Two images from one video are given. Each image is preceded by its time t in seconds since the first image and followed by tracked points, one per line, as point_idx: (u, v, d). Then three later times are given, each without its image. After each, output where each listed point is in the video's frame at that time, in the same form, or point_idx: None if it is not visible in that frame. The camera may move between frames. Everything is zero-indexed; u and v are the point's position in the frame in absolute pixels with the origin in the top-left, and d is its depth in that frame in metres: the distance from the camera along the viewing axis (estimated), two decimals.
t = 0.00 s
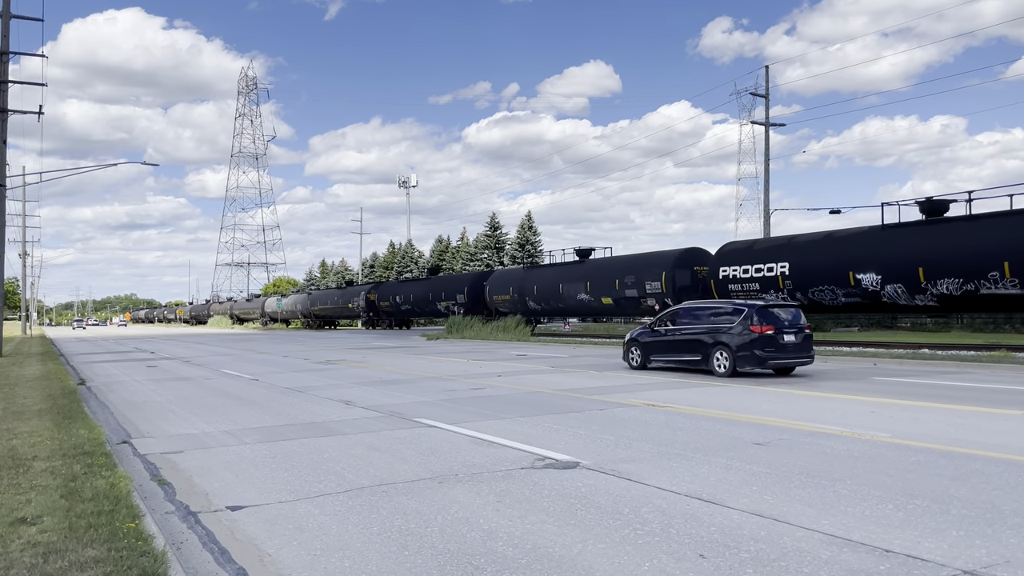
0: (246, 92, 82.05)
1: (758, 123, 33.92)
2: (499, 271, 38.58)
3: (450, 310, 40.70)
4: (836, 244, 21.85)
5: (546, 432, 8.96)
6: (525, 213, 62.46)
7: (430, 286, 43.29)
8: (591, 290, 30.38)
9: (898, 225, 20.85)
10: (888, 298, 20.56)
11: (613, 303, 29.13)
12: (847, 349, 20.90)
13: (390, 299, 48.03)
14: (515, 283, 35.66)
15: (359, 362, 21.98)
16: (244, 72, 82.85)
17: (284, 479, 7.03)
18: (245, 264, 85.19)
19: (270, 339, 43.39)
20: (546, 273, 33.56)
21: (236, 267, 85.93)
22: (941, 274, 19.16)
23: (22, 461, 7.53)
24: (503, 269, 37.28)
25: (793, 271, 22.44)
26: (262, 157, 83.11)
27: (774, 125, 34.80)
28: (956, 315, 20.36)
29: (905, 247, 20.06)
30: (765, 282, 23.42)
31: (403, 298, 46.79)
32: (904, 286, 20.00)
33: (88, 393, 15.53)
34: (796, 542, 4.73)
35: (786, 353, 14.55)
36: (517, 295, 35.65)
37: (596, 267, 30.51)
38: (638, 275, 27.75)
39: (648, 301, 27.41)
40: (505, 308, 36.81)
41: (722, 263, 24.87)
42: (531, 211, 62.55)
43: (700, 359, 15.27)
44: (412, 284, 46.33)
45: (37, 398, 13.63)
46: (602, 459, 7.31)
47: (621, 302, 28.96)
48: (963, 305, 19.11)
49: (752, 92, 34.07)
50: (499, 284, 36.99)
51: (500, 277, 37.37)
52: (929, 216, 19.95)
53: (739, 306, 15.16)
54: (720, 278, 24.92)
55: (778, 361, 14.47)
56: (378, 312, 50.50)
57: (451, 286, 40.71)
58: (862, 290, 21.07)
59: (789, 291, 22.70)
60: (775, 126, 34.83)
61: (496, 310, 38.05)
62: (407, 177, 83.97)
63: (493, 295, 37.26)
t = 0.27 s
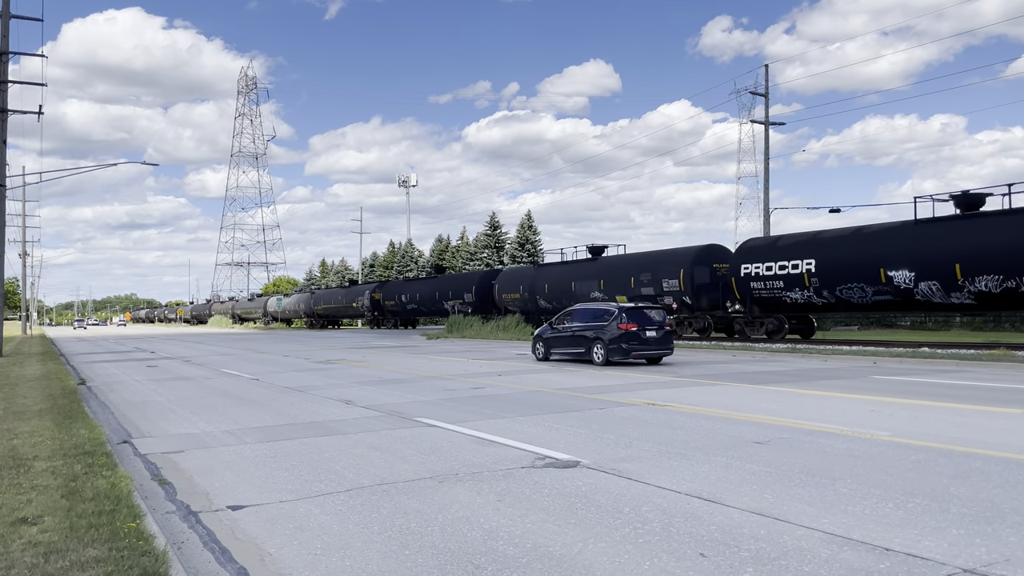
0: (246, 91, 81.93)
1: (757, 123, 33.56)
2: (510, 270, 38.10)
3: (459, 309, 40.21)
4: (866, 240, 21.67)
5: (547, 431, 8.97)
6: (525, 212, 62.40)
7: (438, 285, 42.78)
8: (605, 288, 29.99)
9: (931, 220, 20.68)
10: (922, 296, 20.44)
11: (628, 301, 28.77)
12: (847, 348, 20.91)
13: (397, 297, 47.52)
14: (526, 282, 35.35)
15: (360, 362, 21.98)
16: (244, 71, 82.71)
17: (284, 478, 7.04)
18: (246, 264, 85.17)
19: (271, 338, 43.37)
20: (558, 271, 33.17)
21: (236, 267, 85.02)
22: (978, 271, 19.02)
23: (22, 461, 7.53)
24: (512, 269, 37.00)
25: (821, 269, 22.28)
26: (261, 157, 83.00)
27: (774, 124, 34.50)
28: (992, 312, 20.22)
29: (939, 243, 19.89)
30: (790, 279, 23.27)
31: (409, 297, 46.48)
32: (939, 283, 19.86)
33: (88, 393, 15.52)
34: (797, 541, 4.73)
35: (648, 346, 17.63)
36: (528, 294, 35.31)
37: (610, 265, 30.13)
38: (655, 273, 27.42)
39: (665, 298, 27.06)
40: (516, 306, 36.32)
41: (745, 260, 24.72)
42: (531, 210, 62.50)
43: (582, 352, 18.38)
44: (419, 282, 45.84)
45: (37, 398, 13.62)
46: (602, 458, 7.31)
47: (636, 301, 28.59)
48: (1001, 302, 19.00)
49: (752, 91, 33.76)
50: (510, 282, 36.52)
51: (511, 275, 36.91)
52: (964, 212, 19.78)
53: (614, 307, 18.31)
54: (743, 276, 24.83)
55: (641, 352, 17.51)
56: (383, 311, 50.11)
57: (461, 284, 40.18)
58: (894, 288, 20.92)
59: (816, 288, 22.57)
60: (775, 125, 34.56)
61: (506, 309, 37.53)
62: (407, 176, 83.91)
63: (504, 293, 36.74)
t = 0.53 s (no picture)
0: (246, 91, 81.90)
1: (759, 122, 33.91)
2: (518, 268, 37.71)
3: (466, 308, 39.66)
4: (898, 235, 21.00)
5: (547, 430, 8.97)
6: (525, 211, 62.42)
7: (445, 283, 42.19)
8: (620, 286, 29.91)
9: (968, 214, 19.97)
10: (958, 293, 19.77)
11: (645, 299, 28.61)
12: (847, 347, 20.90)
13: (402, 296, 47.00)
14: (536, 280, 35.18)
15: (360, 360, 21.99)
16: (244, 71, 82.65)
17: (285, 477, 7.04)
18: (245, 263, 85.12)
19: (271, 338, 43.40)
20: (570, 269, 32.98)
21: (235, 267, 85.27)
22: (1019, 268, 18.35)
23: (22, 460, 7.53)
24: (520, 266, 36.87)
25: (850, 265, 21.67)
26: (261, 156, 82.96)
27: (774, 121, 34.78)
28: None
29: (977, 239, 19.20)
30: (816, 276, 22.68)
31: (416, 296, 46.19)
32: (977, 281, 19.18)
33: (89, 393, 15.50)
34: (797, 540, 4.73)
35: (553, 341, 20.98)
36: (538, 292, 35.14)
37: (627, 262, 29.96)
38: (673, 270, 27.28)
39: (684, 296, 26.94)
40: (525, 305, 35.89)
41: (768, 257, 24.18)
42: (531, 209, 62.51)
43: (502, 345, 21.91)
44: (425, 281, 45.29)
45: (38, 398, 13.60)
46: (602, 457, 7.32)
47: (654, 299, 28.44)
48: None
49: (752, 90, 34.42)
50: (518, 281, 36.13)
51: (519, 274, 36.55)
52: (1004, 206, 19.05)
53: (530, 309, 21.71)
54: (766, 274, 24.34)
55: (547, 346, 20.86)
56: (388, 310, 49.68)
57: (468, 283, 39.59)
58: (928, 285, 20.26)
59: (844, 286, 21.97)
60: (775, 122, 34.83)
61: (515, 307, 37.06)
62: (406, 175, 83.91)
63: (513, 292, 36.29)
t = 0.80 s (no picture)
0: (246, 91, 81.88)
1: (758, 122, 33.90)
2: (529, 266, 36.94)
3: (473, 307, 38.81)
4: (932, 231, 20.46)
5: (547, 429, 8.98)
6: (524, 210, 62.37)
7: (450, 283, 41.39)
8: (635, 284, 29.25)
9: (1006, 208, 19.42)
10: (998, 291, 19.26)
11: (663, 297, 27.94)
12: (847, 346, 20.89)
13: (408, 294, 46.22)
14: (545, 278, 34.51)
15: (360, 360, 21.98)
16: (243, 71, 82.59)
17: (285, 476, 7.05)
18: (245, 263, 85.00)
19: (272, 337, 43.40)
20: (583, 267, 32.31)
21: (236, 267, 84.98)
22: None
23: (22, 460, 7.53)
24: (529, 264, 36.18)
25: (881, 262, 21.19)
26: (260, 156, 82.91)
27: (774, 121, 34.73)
28: None
29: (1018, 234, 18.66)
30: (846, 274, 22.22)
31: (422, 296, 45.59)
32: (1017, 278, 18.66)
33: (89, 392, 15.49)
34: (796, 538, 4.74)
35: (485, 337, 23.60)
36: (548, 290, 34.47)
37: (643, 260, 29.29)
38: (692, 268, 26.62)
39: (704, 294, 26.28)
40: (536, 304, 35.08)
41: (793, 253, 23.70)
42: (530, 208, 62.46)
43: (442, 341, 24.67)
44: (431, 280, 44.54)
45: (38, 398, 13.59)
46: (602, 456, 7.32)
47: (672, 297, 27.77)
48: None
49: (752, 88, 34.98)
50: (528, 279, 35.37)
51: (529, 272, 35.80)
52: None
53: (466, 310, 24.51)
54: (791, 271, 23.85)
55: (479, 342, 23.64)
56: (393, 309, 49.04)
57: (475, 282, 38.72)
58: (966, 282, 19.76)
59: (875, 284, 21.50)
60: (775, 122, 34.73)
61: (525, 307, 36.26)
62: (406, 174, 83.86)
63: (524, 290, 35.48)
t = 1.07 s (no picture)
0: (246, 91, 81.88)
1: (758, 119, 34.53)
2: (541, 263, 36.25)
3: (481, 307, 38.03)
4: (969, 226, 19.77)
5: (546, 429, 8.98)
6: (524, 209, 62.36)
7: (457, 281, 40.62)
8: (651, 283, 28.51)
9: None
10: None
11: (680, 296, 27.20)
12: (846, 345, 20.88)
13: (412, 294, 45.44)
14: (556, 276, 33.77)
15: (360, 360, 21.97)
16: (243, 71, 82.60)
17: (285, 476, 7.06)
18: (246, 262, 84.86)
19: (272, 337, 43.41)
20: (596, 265, 31.62)
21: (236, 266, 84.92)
22: None
23: (22, 460, 7.54)
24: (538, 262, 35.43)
25: (914, 259, 20.51)
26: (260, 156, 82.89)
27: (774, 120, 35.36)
28: None
29: None
30: (876, 271, 21.56)
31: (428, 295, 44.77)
32: None
33: (89, 392, 15.47)
34: (796, 537, 4.75)
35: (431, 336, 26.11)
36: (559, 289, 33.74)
37: (659, 258, 28.53)
38: (711, 266, 25.86)
39: (725, 292, 25.49)
40: (547, 303, 34.38)
41: (820, 251, 23.03)
42: (530, 208, 62.45)
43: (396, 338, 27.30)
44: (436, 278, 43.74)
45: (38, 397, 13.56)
46: (602, 456, 7.32)
47: (690, 296, 27.02)
48: None
49: (752, 87, 35.53)
50: (540, 277, 34.66)
51: (539, 270, 35.09)
52: None
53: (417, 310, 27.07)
54: (818, 268, 23.16)
55: (427, 339, 26.25)
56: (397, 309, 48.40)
57: (483, 281, 37.96)
58: (1005, 279, 19.06)
59: (908, 281, 20.84)
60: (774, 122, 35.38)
61: (535, 306, 35.56)
62: (406, 174, 83.83)
63: (534, 289, 34.79)
